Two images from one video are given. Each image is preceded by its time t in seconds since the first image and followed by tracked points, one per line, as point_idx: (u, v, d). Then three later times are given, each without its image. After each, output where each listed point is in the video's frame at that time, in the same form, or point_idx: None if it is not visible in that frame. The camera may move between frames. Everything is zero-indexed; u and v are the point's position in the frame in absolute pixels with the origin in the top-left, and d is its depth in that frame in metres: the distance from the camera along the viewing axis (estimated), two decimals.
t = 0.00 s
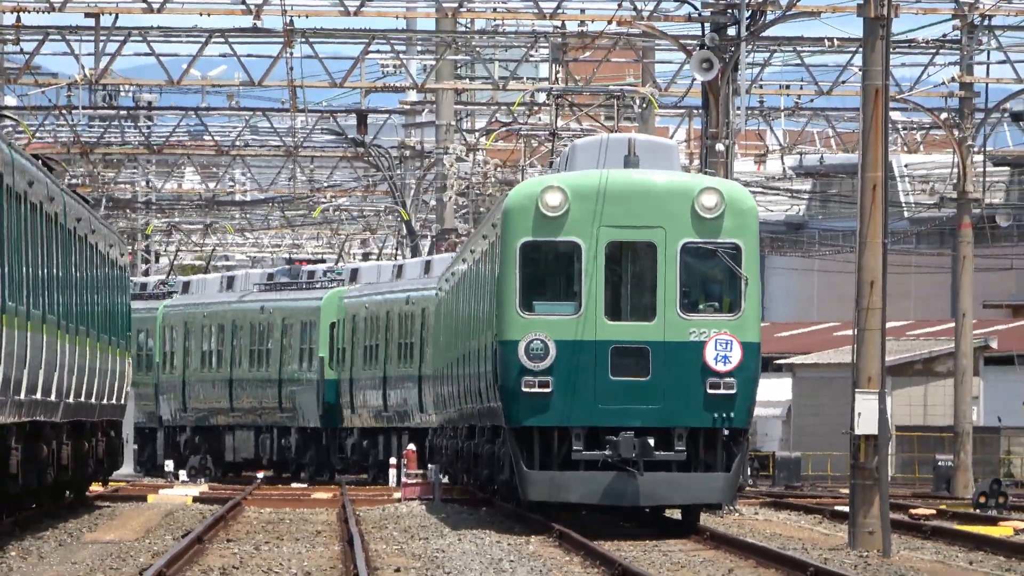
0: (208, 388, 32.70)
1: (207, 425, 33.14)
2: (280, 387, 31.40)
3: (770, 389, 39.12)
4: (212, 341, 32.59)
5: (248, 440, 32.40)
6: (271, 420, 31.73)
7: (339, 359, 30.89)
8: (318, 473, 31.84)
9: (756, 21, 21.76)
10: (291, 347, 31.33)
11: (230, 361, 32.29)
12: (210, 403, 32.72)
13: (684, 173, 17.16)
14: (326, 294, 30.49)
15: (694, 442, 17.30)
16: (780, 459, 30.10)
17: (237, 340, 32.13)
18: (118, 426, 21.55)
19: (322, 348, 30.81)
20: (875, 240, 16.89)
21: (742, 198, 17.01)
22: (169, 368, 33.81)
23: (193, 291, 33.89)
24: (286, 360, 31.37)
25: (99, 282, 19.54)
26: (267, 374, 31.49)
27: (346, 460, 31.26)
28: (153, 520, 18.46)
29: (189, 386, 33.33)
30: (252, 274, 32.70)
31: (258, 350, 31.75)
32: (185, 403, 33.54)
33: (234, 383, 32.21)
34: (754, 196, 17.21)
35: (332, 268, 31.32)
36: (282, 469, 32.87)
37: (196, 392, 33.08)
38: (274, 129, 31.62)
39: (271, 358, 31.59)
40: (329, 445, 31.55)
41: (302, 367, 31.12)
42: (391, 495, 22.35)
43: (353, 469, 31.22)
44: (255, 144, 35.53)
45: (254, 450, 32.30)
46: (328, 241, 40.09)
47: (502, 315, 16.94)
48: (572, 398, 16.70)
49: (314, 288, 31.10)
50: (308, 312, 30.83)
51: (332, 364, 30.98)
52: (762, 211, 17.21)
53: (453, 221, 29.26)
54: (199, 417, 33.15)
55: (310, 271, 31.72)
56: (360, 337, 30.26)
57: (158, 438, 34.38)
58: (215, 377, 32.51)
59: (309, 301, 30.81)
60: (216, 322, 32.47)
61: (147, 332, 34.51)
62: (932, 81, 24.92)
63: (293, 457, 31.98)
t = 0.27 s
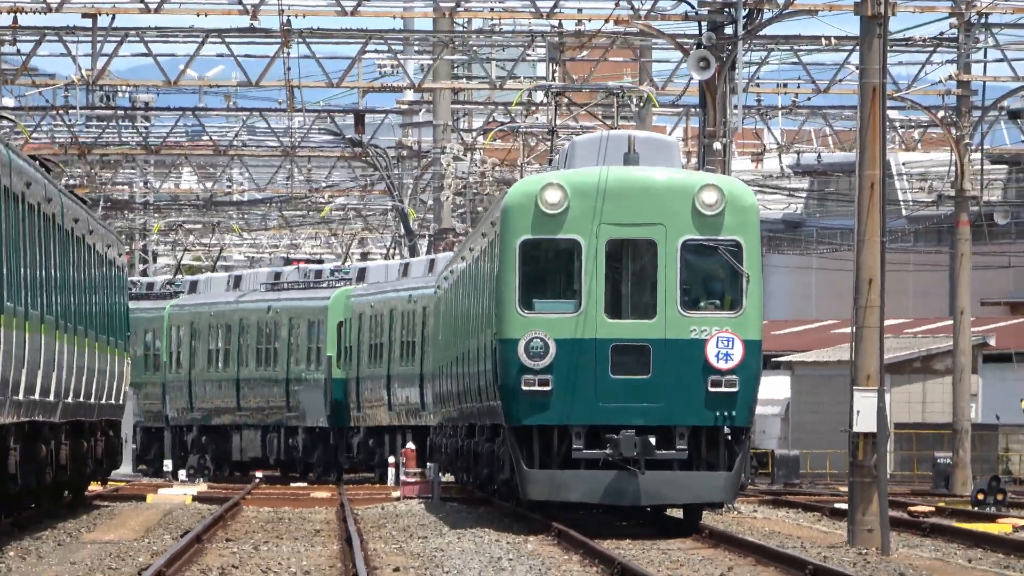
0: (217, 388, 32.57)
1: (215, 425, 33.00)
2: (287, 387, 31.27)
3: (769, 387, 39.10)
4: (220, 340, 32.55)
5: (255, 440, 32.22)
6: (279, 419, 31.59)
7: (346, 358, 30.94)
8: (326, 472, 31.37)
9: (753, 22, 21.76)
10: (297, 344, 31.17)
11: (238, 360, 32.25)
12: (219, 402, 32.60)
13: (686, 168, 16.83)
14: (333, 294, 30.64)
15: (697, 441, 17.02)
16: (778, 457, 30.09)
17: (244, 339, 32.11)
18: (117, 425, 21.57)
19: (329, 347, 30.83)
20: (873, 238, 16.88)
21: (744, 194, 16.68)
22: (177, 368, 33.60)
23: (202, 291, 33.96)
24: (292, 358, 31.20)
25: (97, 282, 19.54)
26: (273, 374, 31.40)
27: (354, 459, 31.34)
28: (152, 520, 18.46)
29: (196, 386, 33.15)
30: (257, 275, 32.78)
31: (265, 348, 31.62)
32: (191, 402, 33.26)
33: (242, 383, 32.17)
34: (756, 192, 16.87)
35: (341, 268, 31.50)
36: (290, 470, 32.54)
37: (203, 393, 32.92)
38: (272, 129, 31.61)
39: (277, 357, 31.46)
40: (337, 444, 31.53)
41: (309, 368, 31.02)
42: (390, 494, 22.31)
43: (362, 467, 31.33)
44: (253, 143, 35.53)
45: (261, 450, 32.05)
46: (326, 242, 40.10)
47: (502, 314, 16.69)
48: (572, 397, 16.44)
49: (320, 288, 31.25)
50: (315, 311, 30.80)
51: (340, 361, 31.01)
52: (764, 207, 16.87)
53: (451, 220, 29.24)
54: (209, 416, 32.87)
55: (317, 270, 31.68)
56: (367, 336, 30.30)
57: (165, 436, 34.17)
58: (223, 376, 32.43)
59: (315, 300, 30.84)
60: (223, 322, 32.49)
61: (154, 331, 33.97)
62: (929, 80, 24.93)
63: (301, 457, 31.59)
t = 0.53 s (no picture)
0: (227, 386, 32.74)
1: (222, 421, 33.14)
2: (296, 384, 31.27)
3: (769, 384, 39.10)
4: (229, 338, 32.59)
5: (265, 438, 32.40)
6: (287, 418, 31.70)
7: (355, 355, 30.59)
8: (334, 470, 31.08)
9: (753, 18, 21.76)
10: (308, 341, 31.27)
11: (246, 357, 32.24)
12: (228, 399, 32.80)
13: (689, 163, 16.78)
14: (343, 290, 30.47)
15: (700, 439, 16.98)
16: (779, 454, 30.09)
17: (253, 337, 32.12)
18: (117, 423, 21.58)
19: (339, 344, 30.64)
20: (873, 235, 16.87)
21: (747, 189, 16.61)
22: (184, 365, 33.56)
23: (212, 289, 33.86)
24: (301, 356, 31.28)
25: (97, 279, 19.56)
26: (284, 371, 31.43)
27: (362, 456, 30.61)
28: (152, 518, 18.48)
29: (204, 383, 33.23)
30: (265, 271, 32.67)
31: (274, 346, 31.68)
32: (200, 399, 33.39)
33: (251, 382, 32.25)
34: (759, 187, 16.80)
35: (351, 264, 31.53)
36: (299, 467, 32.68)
37: (211, 389, 33.07)
38: (272, 127, 31.61)
39: (287, 355, 31.51)
40: (344, 441, 30.92)
41: (317, 364, 30.95)
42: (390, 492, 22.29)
43: (371, 465, 30.62)
44: (253, 141, 35.52)
45: (271, 446, 32.19)
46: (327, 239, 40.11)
47: (503, 310, 16.66)
48: (575, 394, 16.40)
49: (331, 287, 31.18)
50: (324, 308, 30.68)
51: (349, 359, 30.67)
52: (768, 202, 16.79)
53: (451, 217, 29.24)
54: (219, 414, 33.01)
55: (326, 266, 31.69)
56: (373, 333, 29.95)
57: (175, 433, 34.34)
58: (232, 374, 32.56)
59: (325, 297, 30.73)
60: (233, 319, 32.49)
61: (164, 328, 34.00)
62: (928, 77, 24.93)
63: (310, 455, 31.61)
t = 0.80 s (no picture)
0: (241, 386, 32.48)
1: (236, 421, 32.82)
2: (310, 383, 31.30)
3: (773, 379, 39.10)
4: (242, 337, 32.53)
5: (278, 437, 32.15)
6: (301, 417, 31.61)
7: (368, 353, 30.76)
8: (350, 468, 31.13)
9: (755, 18, 21.77)
10: (322, 339, 31.41)
11: (259, 357, 32.21)
12: (241, 399, 32.51)
13: (695, 159, 16.74)
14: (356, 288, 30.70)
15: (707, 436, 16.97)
16: (784, 450, 30.09)
17: (267, 336, 32.20)
18: (122, 422, 21.61)
19: (352, 342, 30.81)
20: (878, 232, 16.86)
21: (753, 185, 16.58)
22: (197, 364, 33.37)
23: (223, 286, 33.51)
24: (316, 354, 31.42)
25: (101, 279, 19.59)
26: (297, 370, 31.55)
27: (377, 455, 30.79)
28: (158, 518, 18.50)
29: (217, 383, 32.98)
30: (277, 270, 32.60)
31: (289, 345, 31.80)
32: (213, 400, 33.10)
33: (264, 381, 32.12)
34: (766, 183, 16.77)
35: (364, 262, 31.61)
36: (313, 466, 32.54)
37: (223, 388, 32.79)
38: (276, 125, 31.60)
39: (301, 354, 31.65)
40: (359, 440, 31.12)
41: (332, 364, 31.07)
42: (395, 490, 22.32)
43: (385, 464, 30.77)
44: (257, 139, 35.53)
45: (284, 446, 31.99)
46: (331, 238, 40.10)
47: (509, 308, 16.60)
48: (582, 391, 16.37)
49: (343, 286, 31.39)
50: (339, 306, 30.88)
51: (363, 358, 30.84)
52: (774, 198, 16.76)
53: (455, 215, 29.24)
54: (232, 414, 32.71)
55: (339, 265, 31.98)
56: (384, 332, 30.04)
57: (187, 434, 33.97)
58: (245, 373, 32.37)
59: (339, 295, 30.95)
60: (246, 317, 32.44)
61: (176, 328, 33.81)
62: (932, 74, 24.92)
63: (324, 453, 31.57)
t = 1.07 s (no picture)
0: (254, 388, 32.68)
1: (250, 422, 33.09)
2: (325, 386, 31.33)
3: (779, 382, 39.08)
4: (256, 340, 32.52)
5: (292, 439, 32.34)
6: (315, 420, 31.76)
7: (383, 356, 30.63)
8: (363, 472, 31.24)
9: (762, 17, 21.76)
10: (335, 341, 31.35)
11: (274, 358, 32.24)
12: (255, 400, 32.75)
13: (704, 159, 16.71)
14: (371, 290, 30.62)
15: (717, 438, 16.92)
16: (791, 452, 30.07)
17: (281, 338, 32.14)
18: (128, 425, 21.60)
19: (368, 345, 30.77)
20: (884, 234, 16.86)
21: (762, 184, 16.55)
22: (210, 366, 33.43)
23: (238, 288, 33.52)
24: (330, 358, 31.37)
25: (107, 281, 19.59)
26: (312, 372, 31.54)
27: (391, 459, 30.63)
28: (164, 520, 18.48)
29: (231, 385, 33.16)
30: (294, 271, 32.77)
31: (302, 347, 31.75)
32: (227, 402, 33.34)
33: (278, 384, 32.21)
34: (775, 182, 16.74)
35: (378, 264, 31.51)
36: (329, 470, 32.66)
37: (238, 391, 33.00)
38: (282, 128, 31.57)
39: (315, 356, 31.61)
40: (373, 444, 31.04)
41: (346, 366, 31.09)
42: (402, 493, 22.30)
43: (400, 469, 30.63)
44: (262, 143, 35.50)
45: (299, 449, 32.19)
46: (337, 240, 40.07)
47: (516, 309, 16.59)
48: (589, 392, 16.35)
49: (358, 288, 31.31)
50: (354, 308, 30.84)
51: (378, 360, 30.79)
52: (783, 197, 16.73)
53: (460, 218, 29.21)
54: (247, 417, 32.98)
55: (354, 266, 31.87)
56: (396, 334, 29.54)
57: (202, 435, 34.19)
58: (259, 376, 32.51)
59: (353, 297, 30.89)
60: (260, 320, 32.42)
61: (189, 330, 33.81)
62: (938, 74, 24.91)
63: (340, 456, 31.64)
